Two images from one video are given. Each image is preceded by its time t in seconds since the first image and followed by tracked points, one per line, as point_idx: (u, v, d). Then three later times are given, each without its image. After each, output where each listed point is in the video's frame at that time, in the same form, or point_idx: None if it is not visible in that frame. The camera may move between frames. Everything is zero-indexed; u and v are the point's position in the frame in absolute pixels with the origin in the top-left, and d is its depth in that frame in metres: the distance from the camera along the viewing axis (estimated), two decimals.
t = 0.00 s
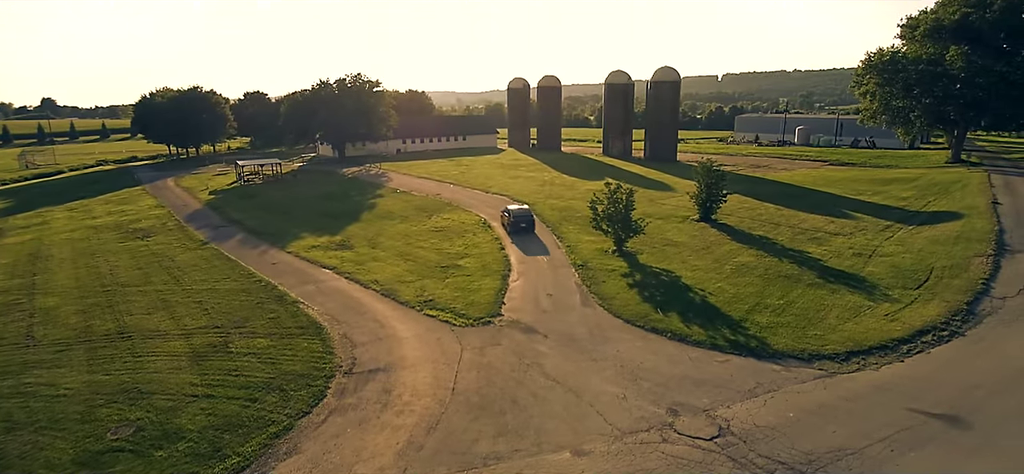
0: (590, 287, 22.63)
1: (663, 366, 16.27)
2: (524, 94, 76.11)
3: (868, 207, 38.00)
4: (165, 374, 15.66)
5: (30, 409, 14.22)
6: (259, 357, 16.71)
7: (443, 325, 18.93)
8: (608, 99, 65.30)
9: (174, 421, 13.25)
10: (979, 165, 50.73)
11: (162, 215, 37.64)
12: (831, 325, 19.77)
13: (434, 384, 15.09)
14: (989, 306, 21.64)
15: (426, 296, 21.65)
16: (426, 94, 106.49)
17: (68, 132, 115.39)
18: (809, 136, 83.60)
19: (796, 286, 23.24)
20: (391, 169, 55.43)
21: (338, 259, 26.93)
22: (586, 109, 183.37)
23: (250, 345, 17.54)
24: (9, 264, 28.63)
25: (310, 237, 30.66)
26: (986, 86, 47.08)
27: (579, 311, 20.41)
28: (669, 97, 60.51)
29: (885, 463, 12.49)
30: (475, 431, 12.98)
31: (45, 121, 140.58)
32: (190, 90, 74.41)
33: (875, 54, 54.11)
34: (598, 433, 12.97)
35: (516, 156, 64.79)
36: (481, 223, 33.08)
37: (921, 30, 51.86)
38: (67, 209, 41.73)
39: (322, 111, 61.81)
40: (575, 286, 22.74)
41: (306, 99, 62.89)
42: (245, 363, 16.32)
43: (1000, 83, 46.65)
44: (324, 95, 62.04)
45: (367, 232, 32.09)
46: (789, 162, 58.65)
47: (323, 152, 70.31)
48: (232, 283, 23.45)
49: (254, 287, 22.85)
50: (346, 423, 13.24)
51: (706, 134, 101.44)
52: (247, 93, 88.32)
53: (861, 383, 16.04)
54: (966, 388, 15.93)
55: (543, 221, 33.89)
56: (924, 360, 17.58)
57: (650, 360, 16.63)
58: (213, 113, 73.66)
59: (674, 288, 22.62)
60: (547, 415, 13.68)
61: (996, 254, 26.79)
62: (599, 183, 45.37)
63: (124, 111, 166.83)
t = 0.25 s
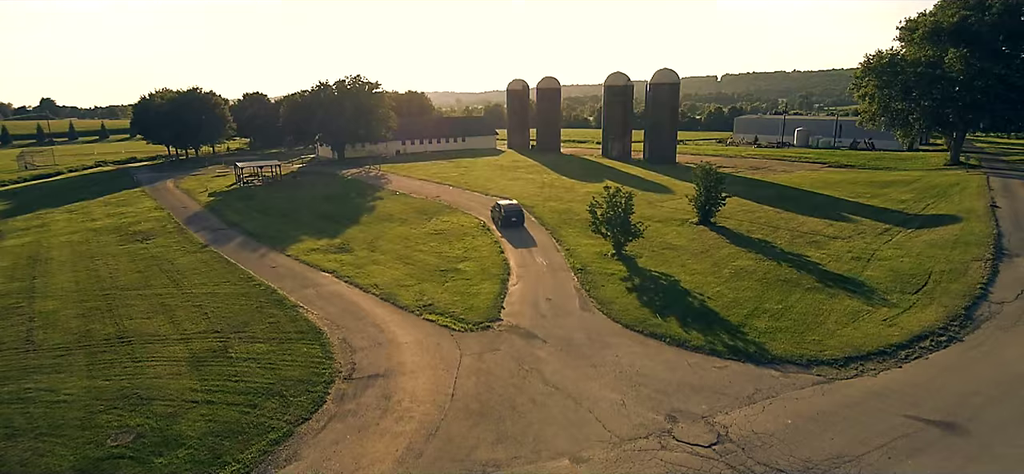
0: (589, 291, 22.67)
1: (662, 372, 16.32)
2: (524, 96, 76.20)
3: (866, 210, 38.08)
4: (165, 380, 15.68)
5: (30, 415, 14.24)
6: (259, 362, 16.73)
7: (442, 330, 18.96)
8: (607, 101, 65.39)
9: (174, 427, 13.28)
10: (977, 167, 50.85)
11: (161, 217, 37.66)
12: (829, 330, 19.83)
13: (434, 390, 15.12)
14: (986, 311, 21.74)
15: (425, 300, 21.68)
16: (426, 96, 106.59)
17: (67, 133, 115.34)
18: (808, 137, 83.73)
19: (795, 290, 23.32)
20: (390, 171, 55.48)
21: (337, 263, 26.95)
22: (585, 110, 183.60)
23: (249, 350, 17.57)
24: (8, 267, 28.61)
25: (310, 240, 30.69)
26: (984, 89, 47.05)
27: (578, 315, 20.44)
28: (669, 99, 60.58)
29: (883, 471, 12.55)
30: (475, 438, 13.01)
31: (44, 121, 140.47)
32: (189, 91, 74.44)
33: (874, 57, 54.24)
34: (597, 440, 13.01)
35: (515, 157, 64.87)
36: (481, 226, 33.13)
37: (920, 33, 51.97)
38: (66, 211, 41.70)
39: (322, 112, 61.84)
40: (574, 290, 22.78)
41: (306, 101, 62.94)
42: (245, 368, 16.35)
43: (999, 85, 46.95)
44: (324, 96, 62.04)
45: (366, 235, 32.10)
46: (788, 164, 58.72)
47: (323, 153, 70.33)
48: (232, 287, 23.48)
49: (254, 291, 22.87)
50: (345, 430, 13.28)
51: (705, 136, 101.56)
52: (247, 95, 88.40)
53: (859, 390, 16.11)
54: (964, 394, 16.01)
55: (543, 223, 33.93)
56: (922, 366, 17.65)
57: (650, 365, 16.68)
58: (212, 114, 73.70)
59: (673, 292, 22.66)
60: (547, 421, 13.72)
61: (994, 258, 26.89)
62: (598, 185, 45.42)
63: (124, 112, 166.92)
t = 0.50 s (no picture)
0: (591, 294, 22.65)
1: (665, 376, 16.32)
2: (525, 97, 76.20)
3: (868, 212, 38.05)
4: (167, 382, 15.68)
5: (32, 418, 14.26)
6: (261, 365, 16.73)
7: (444, 332, 18.96)
8: (608, 102, 65.38)
9: (177, 431, 13.29)
10: (979, 169, 50.82)
11: (162, 218, 37.69)
12: (831, 334, 19.83)
13: (436, 393, 15.13)
14: (988, 314, 21.72)
15: (427, 303, 21.68)
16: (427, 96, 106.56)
17: (68, 132, 115.38)
18: (809, 138, 83.67)
19: (796, 293, 23.32)
20: (391, 172, 55.48)
21: (338, 264, 26.97)
22: (586, 110, 183.63)
23: (252, 353, 17.57)
24: (10, 267, 28.62)
25: (311, 242, 30.69)
26: (986, 90, 47.13)
27: (580, 318, 20.43)
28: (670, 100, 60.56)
29: None
30: (477, 442, 13.02)
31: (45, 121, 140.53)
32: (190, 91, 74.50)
33: (875, 58, 54.20)
34: (599, 445, 13.02)
35: (516, 158, 64.89)
36: (482, 227, 33.12)
37: (921, 34, 51.91)
38: (67, 211, 41.72)
39: (323, 112, 61.85)
40: (576, 292, 22.78)
41: (307, 101, 63.00)
42: (247, 371, 16.36)
43: (1000, 86, 47.14)
44: (325, 97, 62.06)
45: (368, 236, 32.11)
46: (789, 165, 58.70)
47: (324, 153, 70.33)
48: (233, 289, 23.49)
49: (255, 293, 22.87)
50: (347, 434, 13.29)
51: (706, 136, 101.49)
52: (248, 94, 88.42)
53: (861, 394, 16.11)
54: (966, 399, 16.00)
55: (544, 225, 33.91)
56: (924, 370, 17.65)
57: (652, 369, 16.68)
58: (213, 114, 73.71)
59: (674, 295, 22.65)
60: (549, 425, 13.73)
61: (995, 261, 26.87)
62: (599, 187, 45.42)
63: (125, 112, 167.08)
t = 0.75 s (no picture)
0: (596, 295, 22.64)
1: (671, 378, 16.31)
2: (527, 97, 76.18)
3: (872, 213, 38.01)
4: (174, 383, 15.68)
5: (40, 419, 14.26)
6: (268, 366, 16.74)
7: (450, 334, 18.96)
8: (610, 102, 65.37)
9: (185, 432, 13.30)
10: (982, 170, 50.77)
11: (166, 218, 37.71)
12: (837, 336, 19.82)
13: (443, 395, 15.13)
14: (994, 317, 21.70)
15: (432, 304, 21.68)
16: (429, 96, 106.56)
17: (70, 131, 115.38)
18: (811, 139, 83.62)
19: (801, 295, 23.31)
20: (394, 172, 55.49)
21: (342, 265, 26.97)
22: (587, 110, 183.45)
23: (258, 354, 17.58)
24: (14, 267, 28.62)
25: (315, 243, 30.68)
26: (989, 92, 46.86)
27: (585, 319, 20.42)
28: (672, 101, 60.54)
29: None
30: (485, 444, 13.02)
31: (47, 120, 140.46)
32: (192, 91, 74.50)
33: (878, 59, 54.30)
34: (607, 447, 13.02)
35: (518, 158, 64.89)
36: (486, 228, 33.12)
37: (925, 35, 51.96)
38: (70, 211, 41.72)
39: (325, 113, 61.85)
40: (581, 294, 22.77)
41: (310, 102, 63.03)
42: (254, 372, 16.36)
43: (1004, 88, 46.61)
44: (328, 97, 62.05)
45: (371, 237, 32.11)
46: (791, 166, 58.65)
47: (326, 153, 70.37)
48: (238, 289, 23.48)
49: (260, 294, 22.87)
50: (356, 436, 13.30)
51: (708, 137, 101.45)
52: (250, 94, 88.44)
53: (868, 396, 16.09)
54: (974, 402, 15.98)
55: (547, 226, 33.92)
56: (930, 373, 17.62)
57: (659, 371, 16.67)
58: (215, 114, 73.73)
59: (679, 296, 22.64)
60: (557, 427, 13.72)
61: (1000, 264, 26.83)
62: (602, 187, 45.41)
63: (126, 112, 167.19)
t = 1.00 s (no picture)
0: (606, 296, 22.60)
1: (685, 379, 16.28)
2: (531, 97, 76.17)
3: (879, 214, 37.98)
4: (188, 383, 15.67)
5: (54, 419, 14.23)
6: (280, 366, 16.72)
7: (461, 335, 18.94)
8: (614, 103, 65.35)
9: (201, 432, 13.29)
10: (987, 172, 50.69)
11: (172, 217, 37.72)
12: (849, 337, 19.79)
13: (457, 395, 15.11)
14: (1005, 319, 21.66)
15: (442, 304, 21.66)
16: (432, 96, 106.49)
17: (73, 131, 115.38)
18: (815, 140, 83.59)
19: (811, 296, 23.28)
20: (399, 172, 55.53)
21: (351, 265, 26.96)
22: (589, 110, 183.38)
23: (270, 354, 17.56)
24: (22, 267, 28.63)
25: (322, 243, 30.65)
26: (995, 93, 46.72)
27: (596, 320, 20.39)
28: (677, 101, 60.51)
29: None
30: (501, 444, 13.00)
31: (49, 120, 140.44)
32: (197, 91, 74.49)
33: (883, 60, 54.27)
34: (624, 448, 13.00)
35: (522, 159, 64.87)
36: (493, 228, 33.10)
37: (931, 36, 51.91)
38: (76, 211, 41.72)
39: (329, 113, 61.84)
40: (591, 294, 22.74)
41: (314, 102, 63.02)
42: (267, 372, 16.35)
43: (1010, 89, 46.46)
44: (332, 97, 62.05)
45: (378, 237, 32.09)
46: (796, 167, 58.60)
47: (330, 153, 70.33)
48: (248, 289, 23.47)
49: (270, 294, 22.86)
50: (372, 436, 13.29)
51: (711, 138, 101.37)
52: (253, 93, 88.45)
53: (882, 398, 16.06)
54: (989, 403, 15.94)
55: (555, 226, 33.90)
56: (943, 374, 17.59)
57: (672, 372, 16.65)
58: (219, 114, 73.74)
59: (689, 297, 22.62)
60: (573, 428, 13.70)
61: (1009, 265, 26.79)
62: (608, 188, 45.38)
63: (129, 111, 167.65)
